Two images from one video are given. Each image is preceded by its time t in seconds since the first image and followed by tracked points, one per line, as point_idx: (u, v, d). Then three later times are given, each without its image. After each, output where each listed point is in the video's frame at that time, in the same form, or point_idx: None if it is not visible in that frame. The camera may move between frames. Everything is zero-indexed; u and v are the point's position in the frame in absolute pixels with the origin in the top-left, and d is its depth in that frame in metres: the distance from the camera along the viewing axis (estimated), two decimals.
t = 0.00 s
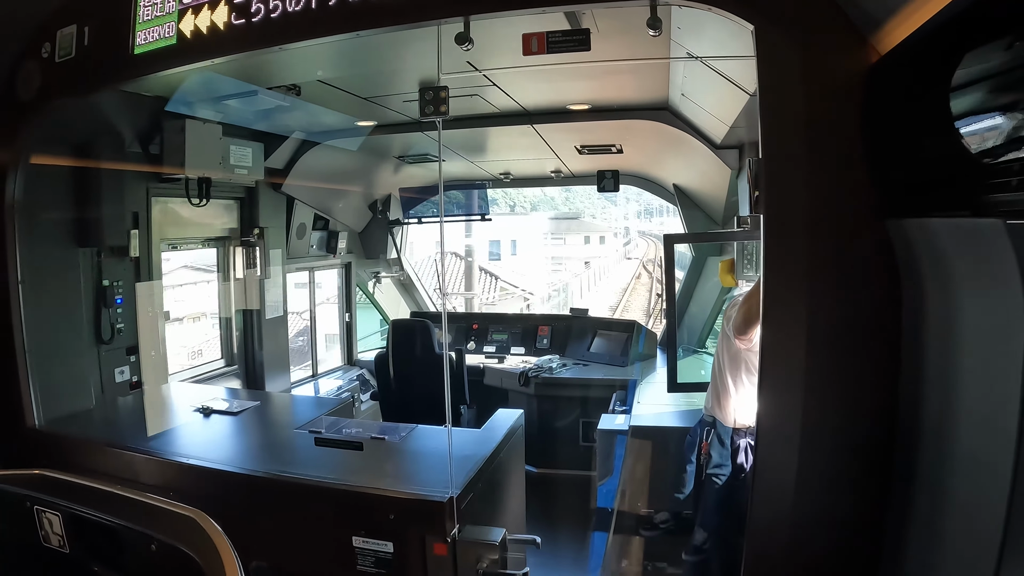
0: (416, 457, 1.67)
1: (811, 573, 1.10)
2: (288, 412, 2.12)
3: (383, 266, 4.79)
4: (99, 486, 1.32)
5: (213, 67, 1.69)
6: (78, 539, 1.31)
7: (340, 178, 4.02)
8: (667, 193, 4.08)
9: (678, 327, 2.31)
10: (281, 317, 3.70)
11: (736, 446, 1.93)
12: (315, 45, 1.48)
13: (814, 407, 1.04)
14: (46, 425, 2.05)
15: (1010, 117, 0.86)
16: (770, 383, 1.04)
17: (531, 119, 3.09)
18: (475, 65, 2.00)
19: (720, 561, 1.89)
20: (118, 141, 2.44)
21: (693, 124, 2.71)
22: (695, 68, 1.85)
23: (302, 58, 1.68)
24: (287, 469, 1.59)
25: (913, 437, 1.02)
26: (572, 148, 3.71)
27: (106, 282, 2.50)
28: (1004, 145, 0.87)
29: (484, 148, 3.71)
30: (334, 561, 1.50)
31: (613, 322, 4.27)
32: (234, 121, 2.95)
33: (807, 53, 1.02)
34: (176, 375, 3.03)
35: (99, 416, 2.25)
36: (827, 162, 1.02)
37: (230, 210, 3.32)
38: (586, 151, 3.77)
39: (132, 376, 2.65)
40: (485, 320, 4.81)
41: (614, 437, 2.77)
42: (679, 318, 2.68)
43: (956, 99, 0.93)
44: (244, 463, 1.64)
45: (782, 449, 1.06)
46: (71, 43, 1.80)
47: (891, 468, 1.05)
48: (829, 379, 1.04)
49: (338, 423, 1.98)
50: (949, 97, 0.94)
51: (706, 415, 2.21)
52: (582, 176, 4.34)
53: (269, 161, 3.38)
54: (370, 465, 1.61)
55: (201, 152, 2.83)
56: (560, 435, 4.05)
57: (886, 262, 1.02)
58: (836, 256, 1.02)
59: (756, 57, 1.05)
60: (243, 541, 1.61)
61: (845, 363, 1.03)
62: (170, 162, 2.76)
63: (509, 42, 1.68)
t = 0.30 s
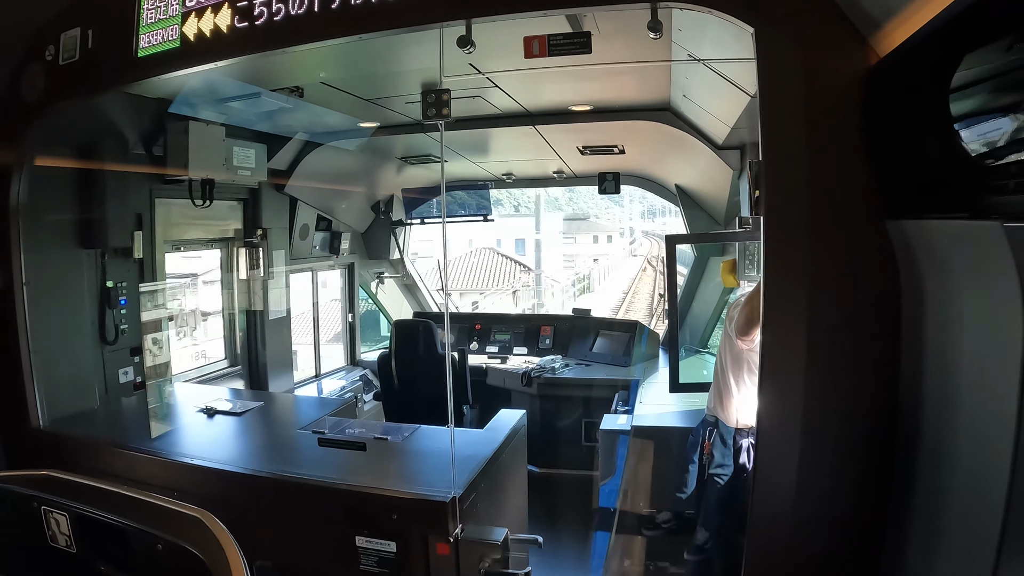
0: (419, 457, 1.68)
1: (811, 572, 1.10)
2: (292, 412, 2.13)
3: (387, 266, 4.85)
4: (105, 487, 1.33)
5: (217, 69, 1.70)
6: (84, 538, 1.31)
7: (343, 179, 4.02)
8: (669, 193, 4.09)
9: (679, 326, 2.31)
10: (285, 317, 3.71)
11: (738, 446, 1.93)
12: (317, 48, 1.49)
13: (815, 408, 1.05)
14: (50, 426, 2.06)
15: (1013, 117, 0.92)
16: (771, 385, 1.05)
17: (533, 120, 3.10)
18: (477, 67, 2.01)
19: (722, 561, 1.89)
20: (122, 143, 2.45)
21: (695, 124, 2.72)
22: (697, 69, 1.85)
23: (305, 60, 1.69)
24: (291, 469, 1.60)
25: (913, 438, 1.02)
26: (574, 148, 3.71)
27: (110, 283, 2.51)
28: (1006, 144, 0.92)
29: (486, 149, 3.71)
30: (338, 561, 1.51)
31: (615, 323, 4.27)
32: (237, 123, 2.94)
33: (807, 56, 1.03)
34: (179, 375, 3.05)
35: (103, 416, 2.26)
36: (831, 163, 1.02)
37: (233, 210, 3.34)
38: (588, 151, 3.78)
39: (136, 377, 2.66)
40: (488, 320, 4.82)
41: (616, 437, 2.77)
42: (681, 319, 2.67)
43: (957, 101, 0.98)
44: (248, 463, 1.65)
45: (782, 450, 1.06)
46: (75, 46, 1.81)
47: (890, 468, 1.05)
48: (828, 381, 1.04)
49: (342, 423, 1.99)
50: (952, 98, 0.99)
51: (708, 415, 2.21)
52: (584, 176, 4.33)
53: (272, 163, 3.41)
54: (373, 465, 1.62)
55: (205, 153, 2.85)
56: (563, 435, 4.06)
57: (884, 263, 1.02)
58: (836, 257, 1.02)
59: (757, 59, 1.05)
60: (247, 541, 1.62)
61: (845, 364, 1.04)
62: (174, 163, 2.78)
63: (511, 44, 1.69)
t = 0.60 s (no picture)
0: (422, 459, 1.68)
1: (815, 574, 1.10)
2: (294, 414, 2.13)
3: (389, 267, 4.84)
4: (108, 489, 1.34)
5: (219, 71, 1.70)
6: (87, 540, 1.31)
7: (345, 180, 4.03)
8: (671, 193, 4.04)
9: (682, 327, 2.34)
10: (287, 318, 3.71)
11: (740, 447, 1.93)
12: (319, 49, 1.49)
13: (818, 412, 1.04)
14: (52, 428, 2.06)
15: (1015, 119, 0.87)
16: (774, 387, 1.05)
17: (535, 121, 3.10)
18: (479, 68, 2.01)
19: (725, 562, 1.89)
20: (123, 145, 2.45)
21: (697, 125, 2.71)
22: (698, 70, 1.84)
23: (307, 61, 1.69)
24: (293, 471, 1.59)
25: (916, 440, 1.02)
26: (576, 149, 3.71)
27: (112, 284, 2.50)
28: (1008, 146, 0.88)
29: (488, 150, 3.71)
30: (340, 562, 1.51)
31: (616, 323, 4.30)
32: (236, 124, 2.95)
33: (810, 56, 1.02)
34: (182, 376, 3.05)
35: (105, 418, 2.26)
36: (832, 163, 1.02)
37: (235, 212, 3.34)
38: (590, 152, 3.77)
39: (137, 379, 2.66)
40: (490, 320, 4.82)
41: (620, 437, 2.79)
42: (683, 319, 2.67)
43: (961, 99, 0.94)
44: (250, 465, 1.65)
45: (785, 452, 1.06)
46: (76, 48, 1.81)
47: (892, 469, 1.05)
48: (831, 383, 1.04)
49: (344, 425, 1.99)
50: (954, 98, 0.95)
51: (711, 416, 2.20)
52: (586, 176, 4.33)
53: (274, 164, 3.40)
54: (376, 467, 1.62)
55: (207, 155, 2.86)
56: (565, 436, 4.06)
57: (885, 264, 1.02)
58: (838, 257, 1.02)
59: (760, 61, 1.05)
60: (249, 543, 1.62)
61: (848, 365, 1.03)
62: (175, 165, 2.79)
63: (513, 45, 1.68)
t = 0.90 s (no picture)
0: (425, 459, 1.67)
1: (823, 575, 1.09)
2: (297, 415, 2.13)
3: (391, 267, 4.77)
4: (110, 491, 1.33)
5: (220, 71, 1.69)
6: (88, 544, 1.31)
7: (346, 180, 4.02)
8: (675, 194, 3.92)
9: (685, 326, 2.34)
10: (289, 319, 3.71)
11: (744, 447, 1.92)
12: (321, 47, 1.48)
13: (825, 411, 1.04)
14: (54, 430, 2.06)
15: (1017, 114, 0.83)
16: (780, 386, 1.04)
17: (537, 120, 3.10)
18: (481, 67, 2.00)
19: (730, 562, 1.89)
20: (125, 145, 2.44)
21: (700, 124, 2.70)
22: (702, 68, 1.83)
23: (309, 61, 1.68)
24: (296, 472, 1.59)
25: (924, 439, 1.02)
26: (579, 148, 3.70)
27: (114, 286, 2.50)
28: (1010, 143, 0.84)
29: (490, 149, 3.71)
30: (344, 564, 1.50)
31: (619, 321, 4.30)
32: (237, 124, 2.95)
33: (815, 52, 1.02)
34: (184, 378, 3.04)
35: (108, 420, 2.26)
36: (834, 161, 1.02)
37: (238, 212, 3.30)
38: (592, 151, 3.77)
39: (139, 380, 2.66)
40: (493, 321, 4.82)
41: (622, 437, 2.77)
42: (686, 318, 2.67)
43: (966, 97, 0.91)
44: (253, 466, 1.64)
45: (791, 451, 1.05)
46: (76, 48, 1.81)
47: (901, 469, 1.04)
48: (839, 382, 1.03)
49: (347, 426, 1.98)
50: (961, 96, 0.92)
51: (714, 416, 2.21)
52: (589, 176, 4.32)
53: (276, 164, 3.40)
54: (380, 467, 1.61)
55: (208, 155, 2.86)
56: (569, 436, 4.05)
57: (890, 264, 1.01)
58: (844, 255, 1.02)
59: (765, 58, 1.04)
60: (252, 545, 1.61)
61: (855, 365, 1.03)
62: (177, 166, 2.78)
63: (515, 44, 1.68)
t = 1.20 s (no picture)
0: (430, 460, 1.67)
1: None
2: (300, 415, 2.12)
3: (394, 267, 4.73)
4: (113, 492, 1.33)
5: (224, 70, 1.69)
6: (94, 546, 1.30)
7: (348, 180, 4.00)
8: (677, 192, 3.97)
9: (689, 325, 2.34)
10: (292, 319, 3.70)
11: (746, 446, 1.92)
12: (325, 46, 1.48)
13: (833, 411, 1.03)
14: (57, 431, 2.06)
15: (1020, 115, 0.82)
16: (788, 385, 1.03)
17: (540, 119, 3.09)
18: (485, 66, 2.00)
19: (735, 562, 1.88)
20: (127, 145, 2.44)
21: (705, 123, 2.69)
22: (707, 66, 1.83)
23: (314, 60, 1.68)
24: (300, 472, 1.58)
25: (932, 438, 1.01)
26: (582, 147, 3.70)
27: (116, 286, 2.50)
28: (1016, 142, 0.83)
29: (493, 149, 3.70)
30: (349, 565, 1.50)
31: (623, 321, 4.26)
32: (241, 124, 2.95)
33: (823, 50, 1.01)
34: (187, 378, 3.05)
35: (111, 421, 2.26)
36: (841, 159, 1.01)
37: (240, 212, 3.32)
38: (596, 151, 3.78)
39: (143, 381, 2.66)
40: (496, 320, 4.82)
41: (626, 437, 2.71)
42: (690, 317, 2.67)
43: (971, 96, 0.89)
44: (257, 467, 1.64)
45: (799, 451, 1.05)
46: (79, 48, 1.80)
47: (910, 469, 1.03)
48: (847, 382, 1.02)
49: (351, 426, 1.98)
50: (966, 95, 0.90)
51: (716, 415, 2.20)
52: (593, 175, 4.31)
53: (279, 163, 3.39)
54: (385, 468, 1.61)
55: (210, 154, 2.84)
56: (572, 436, 4.05)
57: (900, 262, 1.00)
58: (852, 254, 1.01)
59: (772, 56, 1.04)
60: (257, 545, 1.61)
61: (863, 364, 1.02)
62: (180, 166, 2.77)
63: (519, 42, 1.67)
